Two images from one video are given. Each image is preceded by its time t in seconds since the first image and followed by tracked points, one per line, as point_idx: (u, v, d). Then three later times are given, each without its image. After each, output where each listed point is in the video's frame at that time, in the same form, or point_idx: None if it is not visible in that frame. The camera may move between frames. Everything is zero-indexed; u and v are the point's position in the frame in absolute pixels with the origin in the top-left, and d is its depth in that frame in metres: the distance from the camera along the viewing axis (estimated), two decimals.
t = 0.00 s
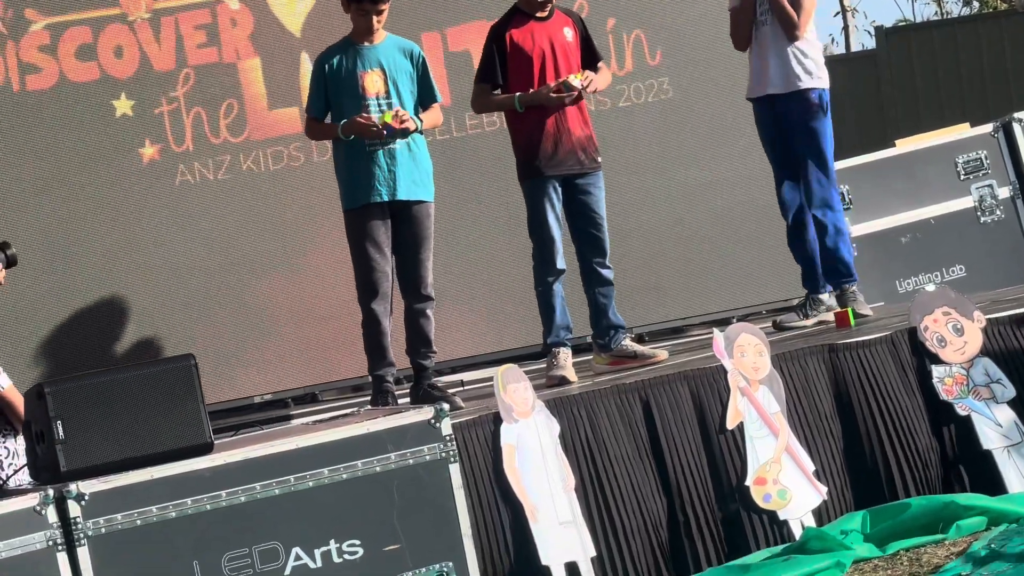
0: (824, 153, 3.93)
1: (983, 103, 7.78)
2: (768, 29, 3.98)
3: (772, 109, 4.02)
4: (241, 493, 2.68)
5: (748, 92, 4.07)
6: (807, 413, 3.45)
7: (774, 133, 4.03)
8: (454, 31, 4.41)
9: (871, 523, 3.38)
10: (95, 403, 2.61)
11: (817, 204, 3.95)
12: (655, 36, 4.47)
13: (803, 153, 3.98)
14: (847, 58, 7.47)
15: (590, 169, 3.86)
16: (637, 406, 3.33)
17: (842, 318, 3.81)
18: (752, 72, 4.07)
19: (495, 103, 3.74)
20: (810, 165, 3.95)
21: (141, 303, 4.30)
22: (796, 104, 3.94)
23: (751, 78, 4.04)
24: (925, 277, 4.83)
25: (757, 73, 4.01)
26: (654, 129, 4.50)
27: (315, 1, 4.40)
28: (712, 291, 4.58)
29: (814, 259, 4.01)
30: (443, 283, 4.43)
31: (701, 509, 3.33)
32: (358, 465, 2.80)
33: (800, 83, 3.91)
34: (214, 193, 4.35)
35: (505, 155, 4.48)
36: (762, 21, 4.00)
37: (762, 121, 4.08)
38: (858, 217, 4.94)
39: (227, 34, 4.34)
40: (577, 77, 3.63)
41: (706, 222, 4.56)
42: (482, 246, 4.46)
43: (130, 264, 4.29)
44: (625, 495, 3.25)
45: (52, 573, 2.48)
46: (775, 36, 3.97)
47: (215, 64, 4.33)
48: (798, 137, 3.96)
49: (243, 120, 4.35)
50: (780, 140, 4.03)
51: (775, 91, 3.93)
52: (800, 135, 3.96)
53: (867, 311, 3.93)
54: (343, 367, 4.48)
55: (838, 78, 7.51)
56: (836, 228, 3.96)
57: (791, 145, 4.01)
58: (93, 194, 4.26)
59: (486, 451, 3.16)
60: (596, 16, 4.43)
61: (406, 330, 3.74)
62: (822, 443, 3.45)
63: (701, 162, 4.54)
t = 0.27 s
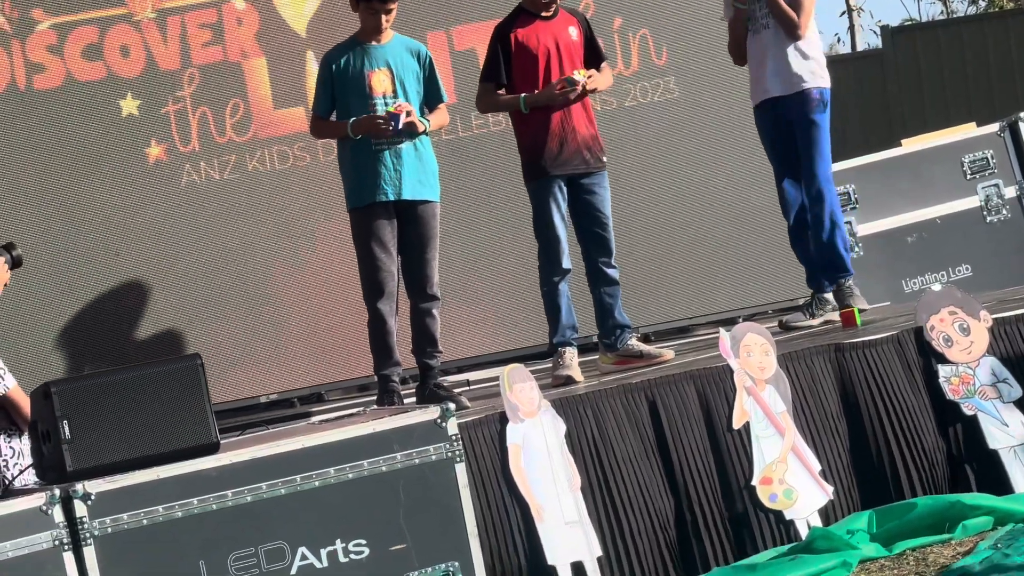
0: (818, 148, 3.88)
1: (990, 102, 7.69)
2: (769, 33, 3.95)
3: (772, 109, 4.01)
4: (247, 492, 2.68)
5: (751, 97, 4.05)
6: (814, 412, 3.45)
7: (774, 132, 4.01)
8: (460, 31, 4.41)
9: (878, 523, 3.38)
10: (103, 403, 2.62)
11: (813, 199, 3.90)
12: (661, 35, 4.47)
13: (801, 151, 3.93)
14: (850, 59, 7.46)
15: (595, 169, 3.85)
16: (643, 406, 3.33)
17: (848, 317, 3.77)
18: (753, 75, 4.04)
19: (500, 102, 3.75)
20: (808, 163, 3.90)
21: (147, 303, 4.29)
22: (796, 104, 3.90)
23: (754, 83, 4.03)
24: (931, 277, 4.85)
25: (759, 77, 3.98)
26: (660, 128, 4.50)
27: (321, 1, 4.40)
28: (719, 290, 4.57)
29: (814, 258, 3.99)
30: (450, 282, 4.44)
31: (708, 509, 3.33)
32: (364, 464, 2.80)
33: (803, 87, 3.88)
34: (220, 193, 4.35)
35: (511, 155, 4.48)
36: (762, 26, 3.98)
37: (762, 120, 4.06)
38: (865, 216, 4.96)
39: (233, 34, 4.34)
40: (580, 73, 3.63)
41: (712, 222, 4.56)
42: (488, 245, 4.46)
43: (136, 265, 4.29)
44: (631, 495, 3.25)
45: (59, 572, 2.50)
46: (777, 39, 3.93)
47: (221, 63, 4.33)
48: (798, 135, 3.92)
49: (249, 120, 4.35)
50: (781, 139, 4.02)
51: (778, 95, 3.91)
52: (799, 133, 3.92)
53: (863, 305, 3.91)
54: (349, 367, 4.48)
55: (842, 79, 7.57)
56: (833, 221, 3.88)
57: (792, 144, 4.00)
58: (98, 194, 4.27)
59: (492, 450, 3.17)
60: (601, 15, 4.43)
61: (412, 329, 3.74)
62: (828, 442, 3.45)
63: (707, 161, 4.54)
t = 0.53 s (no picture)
0: (820, 152, 3.88)
1: (997, 104, 7.24)
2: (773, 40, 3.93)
3: (773, 111, 3.99)
4: (251, 494, 2.68)
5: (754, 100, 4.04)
6: (818, 414, 3.44)
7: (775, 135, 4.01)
8: (465, 32, 4.41)
9: (882, 524, 3.37)
10: (105, 405, 2.60)
11: (817, 203, 3.90)
12: (665, 37, 4.47)
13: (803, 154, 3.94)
14: (855, 60, 7.18)
15: (600, 170, 3.85)
16: (648, 408, 3.33)
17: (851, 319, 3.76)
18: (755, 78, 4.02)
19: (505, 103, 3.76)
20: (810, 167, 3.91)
21: (151, 305, 4.29)
22: (798, 108, 3.90)
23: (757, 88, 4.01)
24: (935, 279, 4.84)
25: (763, 82, 3.97)
26: (664, 130, 4.50)
27: (326, 3, 4.40)
28: (722, 292, 4.58)
29: (821, 261, 4.00)
30: (454, 284, 4.44)
31: (713, 510, 3.32)
32: (368, 466, 2.80)
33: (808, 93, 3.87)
34: (225, 195, 4.35)
35: (515, 156, 4.48)
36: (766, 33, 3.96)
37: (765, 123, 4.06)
38: (869, 217, 4.95)
39: (237, 35, 4.34)
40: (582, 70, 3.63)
41: (717, 224, 4.56)
42: (492, 247, 4.46)
43: (141, 267, 4.29)
44: (636, 496, 3.25)
45: (63, 573, 2.49)
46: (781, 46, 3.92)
47: (226, 65, 4.33)
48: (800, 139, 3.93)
49: (254, 121, 4.36)
50: (783, 142, 4.03)
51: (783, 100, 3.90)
52: (800, 138, 3.93)
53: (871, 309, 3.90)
54: (353, 368, 4.48)
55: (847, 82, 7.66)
56: (837, 225, 3.90)
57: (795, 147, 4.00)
58: (103, 196, 4.26)
59: (497, 451, 3.17)
60: (606, 17, 4.43)
61: (417, 331, 3.74)
62: (833, 443, 3.44)
63: (711, 163, 4.55)
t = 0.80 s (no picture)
0: (828, 158, 3.87)
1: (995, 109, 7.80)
2: (778, 43, 3.89)
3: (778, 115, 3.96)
4: (254, 496, 2.67)
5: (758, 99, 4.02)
6: (822, 416, 3.44)
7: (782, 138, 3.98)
8: (468, 34, 4.41)
9: (885, 527, 3.37)
10: (108, 407, 2.60)
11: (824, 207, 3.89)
12: (669, 39, 4.47)
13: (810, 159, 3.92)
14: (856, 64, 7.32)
15: (603, 172, 3.85)
16: (651, 410, 3.34)
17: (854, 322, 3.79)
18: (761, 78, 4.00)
19: (508, 106, 3.75)
20: (818, 171, 3.90)
21: (153, 307, 4.30)
22: (805, 112, 3.88)
23: (761, 89, 3.99)
24: (938, 282, 4.86)
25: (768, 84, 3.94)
26: (667, 132, 4.51)
27: (329, 5, 4.40)
28: (726, 294, 4.58)
29: (825, 264, 3.99)
30: (457, 286, 4.44)
31: (716, 513, 3.33)
32: (371, 468, 2.80)
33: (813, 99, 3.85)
34: (228, 197, 4.35)
35: (519, 158, 4.48)
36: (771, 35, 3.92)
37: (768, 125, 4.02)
38: (872, 220, 4.97)
39: (241, 38, 4.33)
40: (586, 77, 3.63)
41: (720, 226, 4.56)
42: (496, 249, 4.46)
43: (144, 269, 4.29)
44: (639, 499, 3.24)
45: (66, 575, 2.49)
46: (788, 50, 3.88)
47: (229, 67, 4.33)
48: (807, 144, 3.91)
49: (257, 124, 4.35)
50: (789, 145, 3.99)
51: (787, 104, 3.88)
52: (806, 141, 3.90)
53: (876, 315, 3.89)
54: (356, 371, 4.48)
55: (847, 84, 7.79)
56: (846, 231, 3.88)
57: (801, 152, 3.97)
58: (105, 198, 4.26)
59: (500, 453, 3.15)
60: (609, 19, 4.43)
61: (420, 333, 3.74)
62: (837, 446, 3.44)
63: (713, 165, 4.55)
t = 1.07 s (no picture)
0: (840, 157, 3.92)
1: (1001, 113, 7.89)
2: (792, 42, 3.91)
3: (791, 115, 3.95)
4: (257, 501, 2.67)
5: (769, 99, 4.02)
6: (825, 420, 3.44)
7: (792, 140, 3.97)
8: (472, 39, 4.41)
9: (889, 532, 3.35)
10: (112, 411, 2.60)
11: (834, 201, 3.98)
12: (672, 44, 4.48)
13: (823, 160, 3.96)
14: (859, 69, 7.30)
15: (608, 176, 3.85)
16: (655, 414, 3.33)
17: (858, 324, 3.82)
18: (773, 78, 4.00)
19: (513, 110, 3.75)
20: (829, 171, 3.95)
21: (156, 312, 4.30)
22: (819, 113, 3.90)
23: (773, 89, 3.99)
24: (942, 285, 4.83)
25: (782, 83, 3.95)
26: (670, 136, 4.51)
27: (332, 10, 4.40)
28: (729, 299, 4.58)
29: (827, 265, 4.02)
30: (461, 291, 4.44)
31: (720, 517, 3.32)
32: (375, 473, 2.80)
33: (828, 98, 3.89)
34: (231, 202, 4.35)
35: (523, 163, 4.48)
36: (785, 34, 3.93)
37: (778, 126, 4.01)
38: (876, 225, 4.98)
39: (244, 42, 4.34)
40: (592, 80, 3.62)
41: (723, 230, 4.56)
42: (499, 254, 4.46)
43: (148, 273, 4.29)
44: (643, 503, 3.24)
45: None
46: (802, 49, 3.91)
47: (233, 71, 4.33)
48: (819, 145, 3.93)
49: (260, 128, 4.36)
50: (800, 147, 3.98)
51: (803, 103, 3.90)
52: (818, 145, 3.93)
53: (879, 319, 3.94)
54: (360, 375, 4.49)
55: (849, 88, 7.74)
56: (856, 224, 4.01)
57: (811, 153, 3.98)
58: (108, 203, 4.26)
59: (503, 458, 3.14)
60: (613, 24, 4.44)
61: (424, 338, 3.74)
62: (840, 450, 3.44)
63: (717, 169, 4.55)
